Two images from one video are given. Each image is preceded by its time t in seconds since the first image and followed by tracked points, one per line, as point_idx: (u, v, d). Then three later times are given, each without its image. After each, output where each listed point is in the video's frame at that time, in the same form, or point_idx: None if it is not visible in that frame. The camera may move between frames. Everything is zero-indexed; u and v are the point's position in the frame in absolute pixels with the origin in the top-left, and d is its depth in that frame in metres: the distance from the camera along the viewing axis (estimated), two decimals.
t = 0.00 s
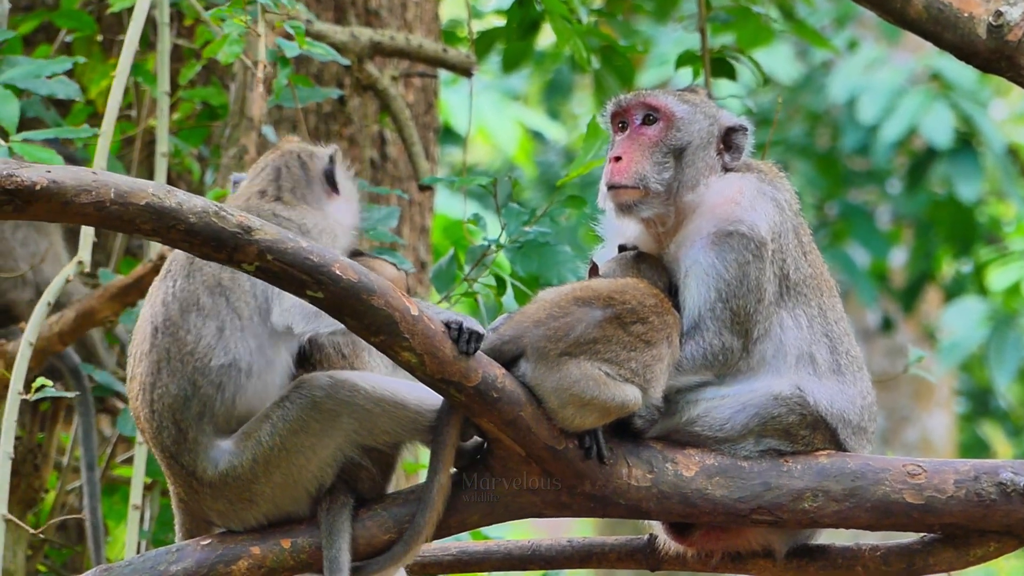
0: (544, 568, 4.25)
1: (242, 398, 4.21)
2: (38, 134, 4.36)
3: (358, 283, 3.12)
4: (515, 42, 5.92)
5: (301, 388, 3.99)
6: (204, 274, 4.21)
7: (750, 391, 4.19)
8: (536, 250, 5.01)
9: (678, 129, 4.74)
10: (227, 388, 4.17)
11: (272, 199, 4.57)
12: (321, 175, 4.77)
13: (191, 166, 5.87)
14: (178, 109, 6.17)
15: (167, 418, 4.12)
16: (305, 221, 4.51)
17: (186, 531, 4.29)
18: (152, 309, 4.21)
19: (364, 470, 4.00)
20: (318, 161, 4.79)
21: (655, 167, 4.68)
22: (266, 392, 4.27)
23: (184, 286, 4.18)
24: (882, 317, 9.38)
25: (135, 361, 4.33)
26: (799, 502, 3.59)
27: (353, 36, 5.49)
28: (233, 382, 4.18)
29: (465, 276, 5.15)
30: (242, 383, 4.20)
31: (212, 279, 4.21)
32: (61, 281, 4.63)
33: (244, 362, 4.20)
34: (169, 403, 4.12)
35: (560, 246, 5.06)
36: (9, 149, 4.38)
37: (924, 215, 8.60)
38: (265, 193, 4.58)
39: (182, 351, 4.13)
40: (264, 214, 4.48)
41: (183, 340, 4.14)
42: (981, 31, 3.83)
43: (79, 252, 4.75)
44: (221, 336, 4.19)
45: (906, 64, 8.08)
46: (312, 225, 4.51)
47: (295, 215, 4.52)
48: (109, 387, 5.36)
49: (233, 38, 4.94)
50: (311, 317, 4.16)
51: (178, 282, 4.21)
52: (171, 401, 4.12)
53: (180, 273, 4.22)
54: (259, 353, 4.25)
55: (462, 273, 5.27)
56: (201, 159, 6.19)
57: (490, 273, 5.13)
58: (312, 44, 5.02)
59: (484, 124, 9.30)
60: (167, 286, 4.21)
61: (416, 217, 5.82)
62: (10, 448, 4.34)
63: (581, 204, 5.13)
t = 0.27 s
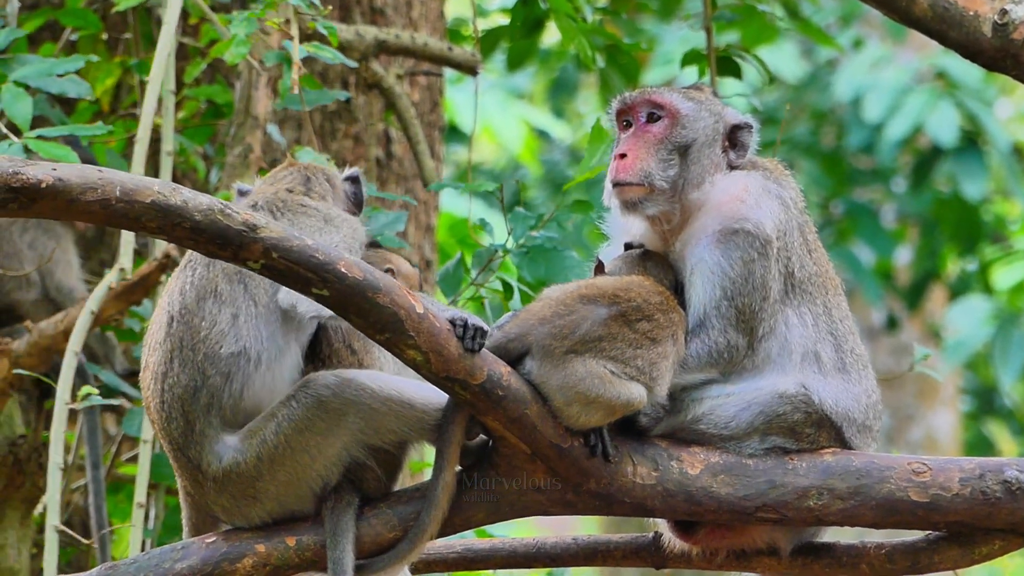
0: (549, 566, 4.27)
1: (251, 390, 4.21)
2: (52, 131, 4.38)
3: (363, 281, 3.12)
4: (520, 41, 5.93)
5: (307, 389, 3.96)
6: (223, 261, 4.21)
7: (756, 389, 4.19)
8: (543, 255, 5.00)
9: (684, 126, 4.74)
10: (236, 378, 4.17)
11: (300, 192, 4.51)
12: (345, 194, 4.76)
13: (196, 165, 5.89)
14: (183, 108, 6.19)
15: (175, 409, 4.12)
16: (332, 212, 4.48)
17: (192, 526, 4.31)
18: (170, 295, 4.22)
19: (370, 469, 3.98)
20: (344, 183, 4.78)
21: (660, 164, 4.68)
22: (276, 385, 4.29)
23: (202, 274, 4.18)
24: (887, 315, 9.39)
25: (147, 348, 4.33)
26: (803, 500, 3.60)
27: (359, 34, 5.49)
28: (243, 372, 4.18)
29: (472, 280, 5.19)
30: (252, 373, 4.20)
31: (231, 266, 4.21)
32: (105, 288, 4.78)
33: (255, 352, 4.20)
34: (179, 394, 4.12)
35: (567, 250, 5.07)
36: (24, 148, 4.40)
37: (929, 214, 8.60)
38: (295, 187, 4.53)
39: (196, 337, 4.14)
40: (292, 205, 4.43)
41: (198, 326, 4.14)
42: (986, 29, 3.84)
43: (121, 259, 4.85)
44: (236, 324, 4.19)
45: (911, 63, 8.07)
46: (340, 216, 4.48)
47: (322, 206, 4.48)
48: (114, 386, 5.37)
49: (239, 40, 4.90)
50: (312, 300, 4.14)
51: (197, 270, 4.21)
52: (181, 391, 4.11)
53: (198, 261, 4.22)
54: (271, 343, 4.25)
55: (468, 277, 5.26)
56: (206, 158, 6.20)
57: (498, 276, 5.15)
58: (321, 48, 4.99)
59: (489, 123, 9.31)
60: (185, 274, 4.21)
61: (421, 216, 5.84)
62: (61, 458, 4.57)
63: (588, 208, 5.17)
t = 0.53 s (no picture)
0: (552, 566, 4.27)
1: (255, 388, 4.17)
2: (52, 132, 4.39)
3: (366, 281, 3.13)
4: (524, 40, 5.94)
5: (309, 391, 3.94)
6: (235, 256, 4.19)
7: (758, 390, 4.19)
8: (547, 255, 5.02)
9: (686, 126, 4.74)
10: (240, 375, 4.14)
11: (315, 194, 4.49)
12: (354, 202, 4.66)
13: (200, 164, 5.89)
14: (186, 107, 6.20)
15: (180, 406, 4.14)
16: (347, 212, 4.49)
17: (197, 524, 4.32)
18: (181, 290, 4.23)
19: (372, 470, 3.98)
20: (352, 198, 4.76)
21: (663, 165, 4.68)
22: (281, 384, 4.22)
23: (214, 269, 4.17)
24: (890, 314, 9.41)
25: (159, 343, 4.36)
26: (806, 500, 3.60)
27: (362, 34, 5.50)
28: (248, 369, 4.14)
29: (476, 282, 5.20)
30: (257, 370, 4.15)
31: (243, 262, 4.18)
32: (139, 296, 4.78)
33: (261, 348, 4.15)
34: (184, 390, 4.13)
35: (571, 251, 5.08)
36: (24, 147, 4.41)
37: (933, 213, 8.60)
38: (308, 190, 4.51)
39: (202, 333, 4.13)
40: (309, 205, 4.43)
41: (205, 322, 4.13)
42: (990, 29, 3.85)
43: (155, 266, 4.79)
44: (244, 320, 4.15)
45: (915, 62, 8.06)
46: (356, 216, 4.48)
47: (338, 206, 4.49)
48: (118, 386, 5.38)
49: (245, 39, 4.90)
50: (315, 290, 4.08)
51: (208, 265, 4.20)
52: (187, 387, 4.13)
53: (210, 256, 4.21)
54: (279, 340, 4.19)
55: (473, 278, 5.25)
56: (209, 157, 6.21)
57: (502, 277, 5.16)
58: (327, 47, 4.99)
59: (492, 122, 9.33)
60: (197, 271, 4.21)
61: (425, 215, 5.85)
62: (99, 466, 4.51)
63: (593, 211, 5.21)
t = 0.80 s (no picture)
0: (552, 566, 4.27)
1: (257, 383, 4.18)
2: (49, 128, 4.37)
3: (366, 281, 3.13)
4: (524, 40, 5.93)
5: (309, 383, 3.94)
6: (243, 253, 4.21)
7: (759, 389, 4.20)
8: (548, 256, 5.01)
9: (684, 126, 4.73)
10: (243, 370, 4.15)
11: (320, 202, 4.53)
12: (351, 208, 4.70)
13: (200, 164, 5.90)
14: (186, 107, 6.20)
15: (181, 402, 4.11)
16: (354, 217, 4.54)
17: (197, 525, 4.31)
18: (186, 287, 4.22)
19: (372, 467, 3.98)
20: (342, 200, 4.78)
21: (660, 165, 4.67)
22: (282, 382, 4.22)
23: (221, 265, 4.19)
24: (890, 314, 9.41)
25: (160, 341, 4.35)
26: (807, 501, 3.60)
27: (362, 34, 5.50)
28: (252, 364, 4.16)
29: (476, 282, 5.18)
30: (260, 365, 4.17)
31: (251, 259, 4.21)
32: (129, 294, 4.71)
33: (266, 343, 4.18)
34: (186, 386, 4.11)
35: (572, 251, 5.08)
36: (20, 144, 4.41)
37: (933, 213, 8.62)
38: (312, 197, 4.55)
39: (207, 328, 4.13)
40: (319, 210, 4.46)
41: (210, 317, 4.13)
42: (990, 29, 3.85)
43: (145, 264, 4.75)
44: (249, 316, 4.18)
45: (915, 62, 8.06)
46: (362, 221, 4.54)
47: (345, 212, 4.53)
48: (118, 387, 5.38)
49: (244, 41, 4.90)
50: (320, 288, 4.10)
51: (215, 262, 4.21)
52: (188, 383, 4.11)
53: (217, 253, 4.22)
54: (285, 335, 4.22)
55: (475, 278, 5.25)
56: (209, 157, 6.21)
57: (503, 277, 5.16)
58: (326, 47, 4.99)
59: (492, 122, 9.34)
60: (203, 269, 4.21)
61: (425, 216, 5.85)
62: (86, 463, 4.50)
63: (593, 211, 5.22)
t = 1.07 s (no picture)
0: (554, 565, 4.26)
1: (263, 381, 4.17)
2: (63, 134, 4.37)
3: (368, 280, 3.13)
4: (526, 39, 5.93)
5: (311, 376, 3.92)
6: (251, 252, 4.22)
7: (761, 388, 4.20)
8: (553, 259, 5.01)
9: (682, 124, 4.74)
10: (249, 368, 4.15)
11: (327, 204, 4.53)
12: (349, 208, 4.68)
13: (202, 164, 5.90)
14: (188, 106, 6.20)
15: (186, 398, 4.12)
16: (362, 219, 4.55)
17: (200, 525, 4.31)
18: (194, 284, 4.24)
19: (373, 464, 3.98)
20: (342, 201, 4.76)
21: (658, 162, 4.68)
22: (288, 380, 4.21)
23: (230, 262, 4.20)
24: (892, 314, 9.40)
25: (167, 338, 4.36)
26: (809, 500, 3.60)
27: (364, 33, 5.50)
28: (258, 361, 4.16)
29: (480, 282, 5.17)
30: (267, 363, 4.17)
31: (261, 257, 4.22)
32: (91, 283, 4.90)
33: (274, 341, 4.17)
34: (191, 382, 4.12)
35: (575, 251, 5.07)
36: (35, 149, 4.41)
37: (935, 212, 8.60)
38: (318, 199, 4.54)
39: (215, 324, 4.14)
40: (329, 212, 4.46)
41: (219, 314, 4.15)
42: (992, 28, 3.85)
43: (108, 255, 4.99)
44: (258, 313, 4.18)
45: (917, 61, 8.04)
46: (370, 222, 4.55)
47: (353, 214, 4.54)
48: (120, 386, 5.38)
49: (246, 41, 4.90)
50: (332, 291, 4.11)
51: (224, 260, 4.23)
52: (194, 378, 4.12)
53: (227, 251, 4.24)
54: (293, 334, 4.22)
55: (477, 278, 5.23)
56: (211, 156, 6.22)
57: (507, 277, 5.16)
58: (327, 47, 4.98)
59: (494, 121, 9.37)
60: (212, 266, 4.23)
61: (427, 214, 5.85)
62: (40, 448, 4.43)
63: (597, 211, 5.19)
